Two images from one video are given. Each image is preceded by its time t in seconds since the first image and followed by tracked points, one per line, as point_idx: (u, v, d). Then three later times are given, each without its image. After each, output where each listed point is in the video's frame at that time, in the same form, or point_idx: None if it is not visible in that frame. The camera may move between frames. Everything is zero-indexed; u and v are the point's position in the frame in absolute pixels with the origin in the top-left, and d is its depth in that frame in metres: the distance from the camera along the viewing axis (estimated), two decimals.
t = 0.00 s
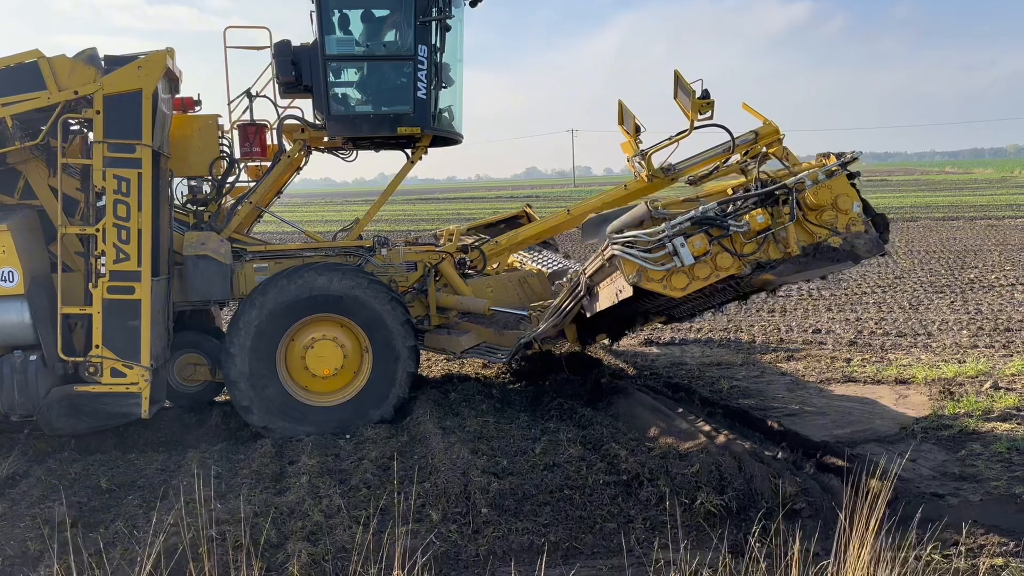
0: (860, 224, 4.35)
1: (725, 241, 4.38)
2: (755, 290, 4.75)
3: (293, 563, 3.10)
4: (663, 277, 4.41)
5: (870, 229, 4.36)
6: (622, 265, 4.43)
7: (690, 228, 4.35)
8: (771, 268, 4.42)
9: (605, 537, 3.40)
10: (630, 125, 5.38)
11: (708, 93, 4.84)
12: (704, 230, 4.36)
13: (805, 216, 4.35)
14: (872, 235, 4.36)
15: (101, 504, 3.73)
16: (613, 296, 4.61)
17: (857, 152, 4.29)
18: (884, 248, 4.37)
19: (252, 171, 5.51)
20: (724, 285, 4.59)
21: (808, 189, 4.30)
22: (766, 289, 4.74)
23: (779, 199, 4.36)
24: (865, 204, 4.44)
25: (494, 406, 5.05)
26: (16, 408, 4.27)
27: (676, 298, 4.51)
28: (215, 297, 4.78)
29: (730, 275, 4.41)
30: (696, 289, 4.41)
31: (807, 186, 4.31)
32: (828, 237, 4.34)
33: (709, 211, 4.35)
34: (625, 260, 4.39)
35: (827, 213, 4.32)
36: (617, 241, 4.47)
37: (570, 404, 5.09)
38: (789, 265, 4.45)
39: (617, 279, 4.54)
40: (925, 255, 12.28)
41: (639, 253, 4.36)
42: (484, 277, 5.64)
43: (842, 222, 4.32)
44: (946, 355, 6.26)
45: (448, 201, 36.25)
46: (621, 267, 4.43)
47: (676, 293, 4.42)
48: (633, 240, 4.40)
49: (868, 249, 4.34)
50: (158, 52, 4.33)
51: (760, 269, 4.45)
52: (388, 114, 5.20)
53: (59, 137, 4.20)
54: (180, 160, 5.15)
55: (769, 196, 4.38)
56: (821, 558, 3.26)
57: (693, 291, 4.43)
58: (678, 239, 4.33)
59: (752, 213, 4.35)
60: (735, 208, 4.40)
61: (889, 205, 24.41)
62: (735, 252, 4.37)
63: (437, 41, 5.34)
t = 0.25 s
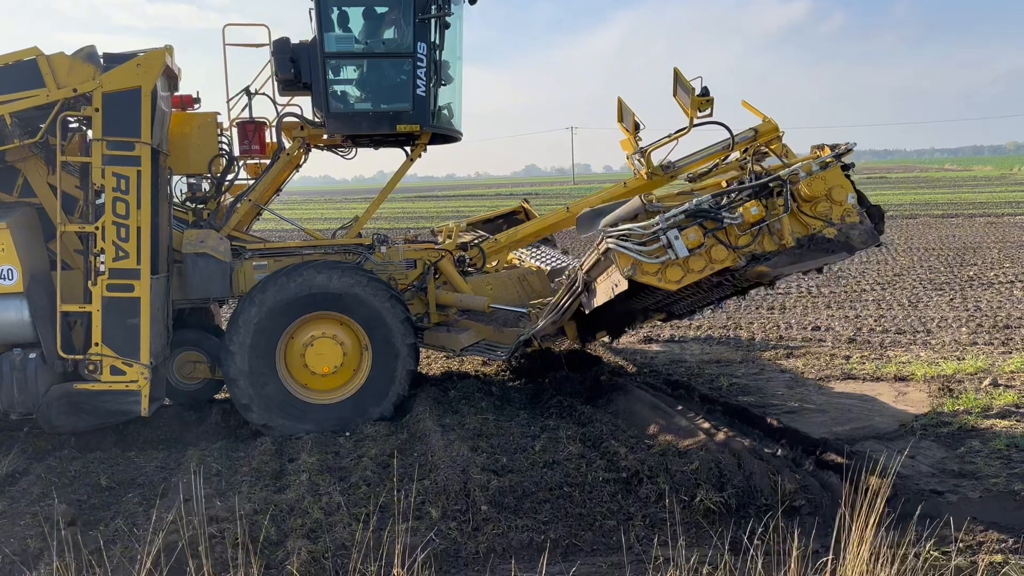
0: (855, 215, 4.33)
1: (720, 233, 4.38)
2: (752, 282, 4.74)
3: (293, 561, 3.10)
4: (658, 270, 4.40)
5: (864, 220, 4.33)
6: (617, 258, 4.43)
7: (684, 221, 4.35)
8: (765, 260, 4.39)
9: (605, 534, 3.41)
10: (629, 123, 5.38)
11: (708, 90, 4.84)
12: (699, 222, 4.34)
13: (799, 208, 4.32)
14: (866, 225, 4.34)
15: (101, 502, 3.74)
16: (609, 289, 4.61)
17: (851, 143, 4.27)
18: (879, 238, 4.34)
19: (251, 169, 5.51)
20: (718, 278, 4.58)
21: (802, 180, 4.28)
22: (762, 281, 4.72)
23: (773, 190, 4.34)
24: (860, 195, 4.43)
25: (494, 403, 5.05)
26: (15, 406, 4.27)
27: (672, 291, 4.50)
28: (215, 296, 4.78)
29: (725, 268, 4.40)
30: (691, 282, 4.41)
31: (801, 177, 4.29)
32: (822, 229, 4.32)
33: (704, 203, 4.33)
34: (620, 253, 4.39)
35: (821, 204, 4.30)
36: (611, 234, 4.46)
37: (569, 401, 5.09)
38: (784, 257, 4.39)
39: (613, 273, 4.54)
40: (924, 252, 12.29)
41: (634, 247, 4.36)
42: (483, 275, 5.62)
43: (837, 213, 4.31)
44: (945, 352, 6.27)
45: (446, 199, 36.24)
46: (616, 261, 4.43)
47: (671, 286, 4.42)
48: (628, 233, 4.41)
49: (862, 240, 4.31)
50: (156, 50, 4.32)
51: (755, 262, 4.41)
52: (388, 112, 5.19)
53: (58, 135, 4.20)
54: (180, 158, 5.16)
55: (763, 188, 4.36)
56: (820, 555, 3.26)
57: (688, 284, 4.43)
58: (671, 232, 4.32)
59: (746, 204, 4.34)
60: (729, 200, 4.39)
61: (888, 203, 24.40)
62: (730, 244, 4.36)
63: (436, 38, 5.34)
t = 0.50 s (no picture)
0: (849, 205, 4.28)
1: (714, 224, 4.36)
2: (748, 275, 4.70)
3: (293, 558, 3.10)
4: (652, 262, 4.37)
5: (859, 210, 4.30)
6: (610, 251, 4.39)
7: (677, 212, 4.36)
8: (759, 251, 4.38)
9: (605, 531, 3.41)
10: (629, 120, 5.37)
11: (708, 87, 4.82)
12: (693, 214, 4.34)
13: (793, 198, 4.30)
14: (861, 215, 4.31)
15: (101, 500, 3.74)
16: (604, 280, 4.60)
17: (845, 133, 4.23)
18: (873, 228, 4.32)
19: (251, 166, 5.50)
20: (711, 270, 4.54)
21: (796, 171, 4.26)
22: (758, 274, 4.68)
23: (767, 181, 4.32)
24: (854, 185, 4.39)
25: (494, 401, 5.06)
26: (15, 404, 4.27)
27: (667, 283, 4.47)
28: (215, 294, 4.78)
29: (719, 259, 4.38)
30: (686, 274, 4.39)
31: (794, 168, 4.27)
32: (816, 219, 4.29)
33: (697, 195, 4.32)
34: (614, 245, 4.35)
35: (815, 194, 4.27)
36: (605, 227, 4.42)
37: (569, 399, 5.09)
38: (777, 248, 4.38)
39: (608, 266, 4.51)
40: (924, 250, 12.29)
41: (627, 239, 4.34)
42: (483, 272, 5.61)
43: (831, 204, 4.27)
44: (945, 349, 6.27)
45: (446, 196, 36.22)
46: (610, 253, 4.38)
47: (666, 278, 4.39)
48: (622, 225, 4.39)
49: (857, 230, 4.29)
50: (156, 47, 4.31)
51: (749, 253, 4.42)
52: (387, 109, 5.19)
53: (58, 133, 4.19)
54: (180, 156, 5.16)
55: (757, 179, 4.34)
56: (820, 552, 3.27)
57: (683, 276, 4.41)
58: (665, 224, 4.30)
59: (739, 195, 4.32)
60: (723, 192, 4.39)
61: (888, 200, 24.40)
62: (725, 236, 4.34)
63: (436, 35, 5.33)
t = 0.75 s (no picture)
0: (844, 197, 4.25)
1: (709, 218, 4.33)
2: (745, 270, 4.70)
3: (293, 556, 3.10)
4: (647, 255, 4.35)
5: (854, 202, 4.27)
6: (605, 245, 4.37)
7: (672, 206, 4.30)
8: (754, 244, 4.35)
9: (605, 529, 3.41)
10: (629, 118, 5.37)
11: (708, 85, 4.81)
12: (687, 207, 4.30)
13: (788, 191, 4.25)
14: (856, 207, 4.29)
15: (101, 498, 3.74)
16: (600, 274, 4.58)
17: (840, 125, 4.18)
18: (868, 220, 4.32)
19: (251, 165, 5.49)
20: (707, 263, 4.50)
21: (790, 163, 4.21)
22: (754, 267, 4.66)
23: (761, 173, 4.28)
24: (849, 177, 4.35)
25: (494, 399, 5.06)
26: (15, 402, 4.27)
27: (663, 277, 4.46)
28: (215, 292, 4.79)
29: (713, 253, 4.36)
30: (681, 267, 4.37)
31: (788, 160, 4.22)
32: (811, 212, 4.25)
33: (692, 187, 4.27)
34: (610, 240, 4.33)
35: (810, 186, 4.22)
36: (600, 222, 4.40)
37: (569, 397, 5.10)
38: (773, 240, 4.37)
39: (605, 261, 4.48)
40: (924, 248, 12.29)
41: (622, 233, 4.30)
42: (483, 271, 5.61)
43: (826, 196, 4.23)
44: (944, 347, 6.27)
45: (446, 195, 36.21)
46: (605, 248, 4.36)
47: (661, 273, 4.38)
48: (617, 219, 4.36)
49: (852, 222, 4.27)
50: (155, 45, 4.31)
51: (744, 246, 4.37)
52: (387, 108, 5.19)
53: (58, 132, 4.19)
54: (180, 155, 5.16)
55: (752, 172, 4.31)
56: (819, 551, 3.27)
57: (678, 269, 4.39)
58: (659, 217, 4.27)
59: (733, 188, 4.27)
60: (718, 185, 4.34)
61: (888, 199, 24.40)
62: (719, 229, 4.31)
63: (436, 34, 5.33)
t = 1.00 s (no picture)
0: (839, 189, 4.25)
1: (704, 212, 4.30)
2: (743, 265, 4.71)
3: (293, 555, 3.10)
4: (642, 250, 4.30)
5: (849, 194, 4.26)
6: (600, 240, 4.34)
7: (667, 199, 4.27)
8: (750, 237, 4.31)
9: (605, 529, 3.41)
10: (630, 117, 5.36)
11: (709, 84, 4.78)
12: (682, 201, 4.27)
13: (783, 183, 4.24)
14: (851, 199, 4.27)
15: (101, 496, 3.74)
16: (597, 269, 4.54)
17: (835, 117, 4.19)
18: (864, 213, 4.29)
19: (251, 163, 5.49)
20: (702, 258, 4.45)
21: (784, 155, 4.20)
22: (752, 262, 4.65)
23: (756, 167, 4.29)
24: (845, 169, 4.35)
25: (494, 398, 5.06)
26: (16, 401, 4.26)
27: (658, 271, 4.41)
28: (215, 291, 4.79)
29: (709, 247, 4.31)
30: (676, 261, 4.31)
31: (783, 152, 4.21)
32: (806, 204, 4.25)
33: (687, 180, 4.25)
34: (606, 234, 4.30)
35: (805, 179, 4.23)
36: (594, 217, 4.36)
37: (570, 396, 5.09)
38: (768, 233, 4.29)
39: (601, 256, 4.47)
40: (925, 247, 12.28)
41: (617, 227, 4.28)
42: (484, 270, 5.60)
43: (821, 188, 4.22)
44: (945, 347, 6.27)
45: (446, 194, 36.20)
46: (600, 242, 4.33)
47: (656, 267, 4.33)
48: (611, 213, 4.32)
49: (848, 214, 4.24)
50: (157, 44, 4.31)
51: (740, 239, 4.33)
52: (388, 106, 5.19)
53: (59, 130, 4.19)
54: (181, 153, 5.15)
55: (746, 165, 4.30)
56: (819, 550, 3.27)
57: (673, 264, 4.33)
58: (654, 210, 4.24)
59: (728, 181, 4.24)
60: (712, 178, 4.34)
61: (889, 198, 24.42)
62: (714, 222, 4.27)
63: (437, 33, 5.33)
